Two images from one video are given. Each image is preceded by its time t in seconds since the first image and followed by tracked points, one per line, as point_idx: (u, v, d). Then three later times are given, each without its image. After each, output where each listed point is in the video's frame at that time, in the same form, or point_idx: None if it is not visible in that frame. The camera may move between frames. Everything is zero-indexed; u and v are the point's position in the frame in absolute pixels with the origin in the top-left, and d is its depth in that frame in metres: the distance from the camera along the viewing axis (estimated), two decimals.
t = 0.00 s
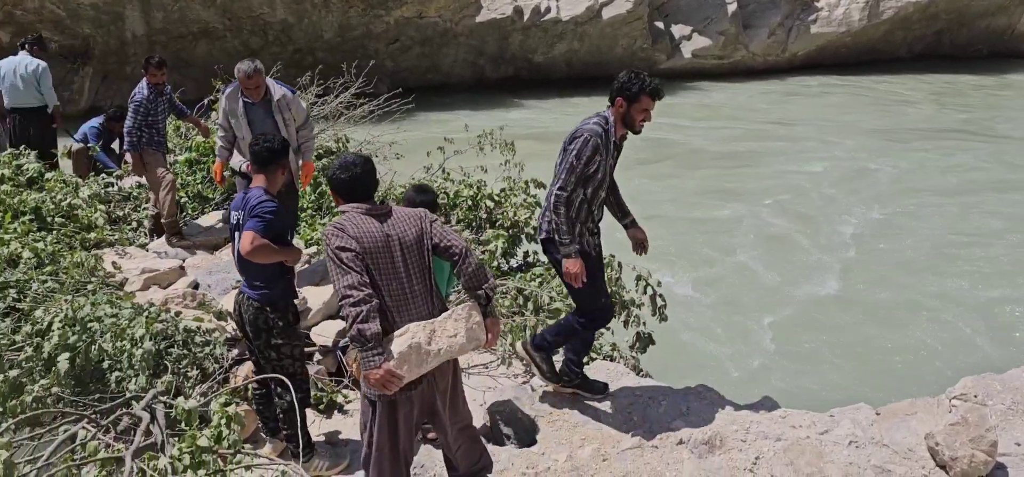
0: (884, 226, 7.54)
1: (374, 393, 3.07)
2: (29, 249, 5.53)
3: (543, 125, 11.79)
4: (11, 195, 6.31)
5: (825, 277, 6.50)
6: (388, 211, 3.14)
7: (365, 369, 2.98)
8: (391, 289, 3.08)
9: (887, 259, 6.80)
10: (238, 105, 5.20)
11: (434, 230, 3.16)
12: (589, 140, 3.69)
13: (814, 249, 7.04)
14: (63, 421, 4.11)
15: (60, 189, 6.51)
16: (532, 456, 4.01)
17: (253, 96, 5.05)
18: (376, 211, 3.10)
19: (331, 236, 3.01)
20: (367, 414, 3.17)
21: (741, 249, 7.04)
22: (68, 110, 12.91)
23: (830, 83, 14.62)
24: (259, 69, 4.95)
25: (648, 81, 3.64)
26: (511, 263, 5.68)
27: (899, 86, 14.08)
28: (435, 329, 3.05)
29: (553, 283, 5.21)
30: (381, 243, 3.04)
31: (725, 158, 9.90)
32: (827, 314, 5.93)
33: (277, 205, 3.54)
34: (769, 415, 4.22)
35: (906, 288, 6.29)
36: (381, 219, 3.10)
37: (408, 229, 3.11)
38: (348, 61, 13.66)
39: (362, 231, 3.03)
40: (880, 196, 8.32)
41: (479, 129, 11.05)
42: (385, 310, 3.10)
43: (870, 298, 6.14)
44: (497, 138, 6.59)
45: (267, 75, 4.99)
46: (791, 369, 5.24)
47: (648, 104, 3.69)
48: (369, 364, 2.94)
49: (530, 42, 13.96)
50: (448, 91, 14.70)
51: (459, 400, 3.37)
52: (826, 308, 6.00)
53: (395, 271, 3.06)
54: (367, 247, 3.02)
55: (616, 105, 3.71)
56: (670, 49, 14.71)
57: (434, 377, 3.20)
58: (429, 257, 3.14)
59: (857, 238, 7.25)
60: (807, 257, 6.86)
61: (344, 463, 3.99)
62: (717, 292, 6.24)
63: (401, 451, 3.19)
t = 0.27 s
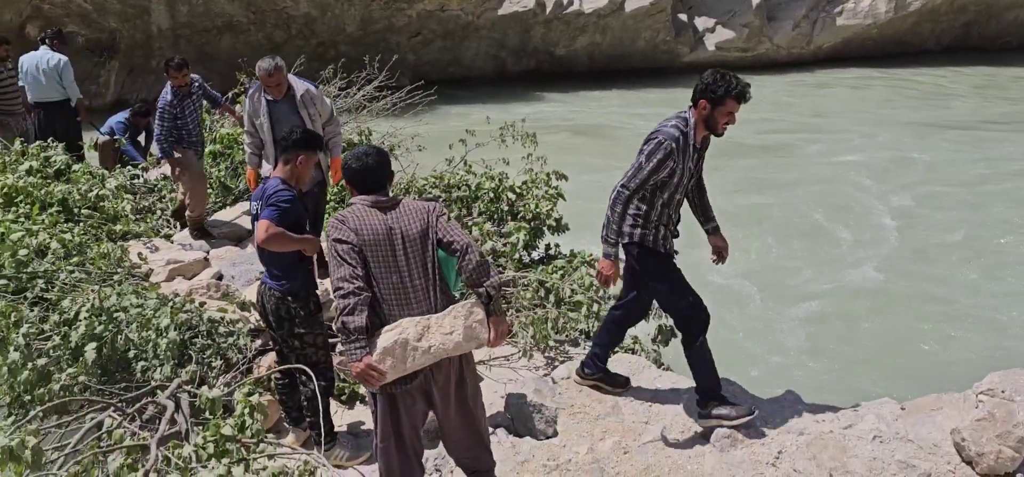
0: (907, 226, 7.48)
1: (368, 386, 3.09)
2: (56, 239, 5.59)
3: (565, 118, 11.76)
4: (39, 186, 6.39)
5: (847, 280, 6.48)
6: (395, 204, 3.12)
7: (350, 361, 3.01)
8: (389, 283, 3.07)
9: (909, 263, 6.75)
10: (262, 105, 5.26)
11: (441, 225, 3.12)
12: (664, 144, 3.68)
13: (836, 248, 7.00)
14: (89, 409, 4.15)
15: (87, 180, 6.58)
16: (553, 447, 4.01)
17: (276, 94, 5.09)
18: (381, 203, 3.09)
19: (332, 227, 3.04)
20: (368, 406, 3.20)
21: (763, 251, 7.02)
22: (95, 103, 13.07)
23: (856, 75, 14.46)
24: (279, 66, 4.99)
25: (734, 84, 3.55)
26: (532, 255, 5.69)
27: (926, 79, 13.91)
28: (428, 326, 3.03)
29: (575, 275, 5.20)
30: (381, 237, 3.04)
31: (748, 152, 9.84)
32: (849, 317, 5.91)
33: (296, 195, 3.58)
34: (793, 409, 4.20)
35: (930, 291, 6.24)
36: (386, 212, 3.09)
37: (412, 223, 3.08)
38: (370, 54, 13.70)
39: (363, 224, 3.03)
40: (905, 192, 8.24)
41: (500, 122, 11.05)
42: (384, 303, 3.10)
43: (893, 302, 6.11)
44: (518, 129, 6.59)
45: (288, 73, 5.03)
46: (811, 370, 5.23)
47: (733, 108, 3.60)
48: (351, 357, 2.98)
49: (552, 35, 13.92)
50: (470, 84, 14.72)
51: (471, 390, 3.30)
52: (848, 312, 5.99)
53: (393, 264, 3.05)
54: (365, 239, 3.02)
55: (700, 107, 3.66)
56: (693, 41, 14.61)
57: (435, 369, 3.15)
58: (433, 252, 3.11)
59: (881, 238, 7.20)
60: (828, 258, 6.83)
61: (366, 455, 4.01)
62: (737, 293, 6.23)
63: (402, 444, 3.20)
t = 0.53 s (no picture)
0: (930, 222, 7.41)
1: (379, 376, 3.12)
2: (79, 232, 5.64)
3: (584, 113, 11.75)
4: (62, 178, 6.46)
5: (867, 276, 6.42)
6: (418, 198, 3.13)
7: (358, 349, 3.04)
8: (404, 276, 3.08)
9: (932, 259, 6.69)
10: (281, 100, 5.29)
11: (461, 223, 3.12)
12: (766, 136, 3.52)
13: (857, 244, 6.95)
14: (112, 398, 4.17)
15: (109, 173, 6.64)
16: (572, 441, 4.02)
17: (293, 87, 5.12)
18: (403, 197, 3.10)
19: (353, 215, 3.07)
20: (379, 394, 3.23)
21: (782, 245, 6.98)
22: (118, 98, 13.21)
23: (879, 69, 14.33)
24: (297, 59, 5.03)
25: (841, 71, 3.40)
26: (551, 249, 5.69)
27: (951, 74, 13.76)
28: (439, 322, 3.03)
29: (593, 270, 5.20)
30: (399, 230, 3.05)
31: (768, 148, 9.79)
32: (869, 314, 5.85)
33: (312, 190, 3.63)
34: (813, 404, 4.19)
35: (952, 290, 6.19)
36: (408, 205, 3.10)
37: (432, 218, 3.09)
38: (390, 48, 13.73)
39: (383, 215, 3.05)
40: (928, 188, 8.16)
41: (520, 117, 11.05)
42: (398, 294, 3.12)
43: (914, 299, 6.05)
44: (537, 123, 6.59)
45: (306, 66, 5.06)
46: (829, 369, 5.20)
47: (839, 96, 3.46)
48: (359, 345, 3.00)
49: (572, 29, 13.89)
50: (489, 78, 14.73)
51: (484, 383, 3.25)
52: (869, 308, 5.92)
53: (408, 257, 3.06)
54: (384, 231, 3.04)
55: (801, 97, 3.51)
56: (714, 36, 14.52)
57: (445, 363, 3.13)
58: (450, 248, 3.10)
59: (902, 235, 7.13)
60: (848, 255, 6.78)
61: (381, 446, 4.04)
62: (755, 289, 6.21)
63: (412, 434, 3.22)
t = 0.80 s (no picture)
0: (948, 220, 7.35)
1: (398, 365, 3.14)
2: (98, 224, 5.68)
3: (600, 109, 11.74)
4: (81, 171, 6.52)
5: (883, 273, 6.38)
6: (447, 191, 3.13)
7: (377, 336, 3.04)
8: (427, 267, 3.09)
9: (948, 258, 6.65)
10: (297, 94, 5.30)
11: (488, 218, 3.12)
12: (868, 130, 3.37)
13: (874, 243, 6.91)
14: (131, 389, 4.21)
15: (128, 166, 6.71)
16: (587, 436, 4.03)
17: (308, 79, 5.11)
18: (433, 188, 3.11)
19: (382, 204, 3.08)
20: (397, 382, 3.24)
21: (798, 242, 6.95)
22: (136, 93, 13.31)
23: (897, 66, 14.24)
24: (311, 51, 5.01)
25: (937, 56, 3.29)
26: (566, 245, 5.71)
27: (970, 71, 13.65)
28: (459, 314, 3.04)
29: (609, 265, 5.21)
30: (427, 221, 3.05)
31: (784, 145, 9.76)
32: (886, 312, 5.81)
33: (336, 191, 3.64)
34: (828, 402, 4.19)
35: (969, 292, 6.15)
36: (437, 197, 3.11)
37: (459, 212, 3.09)
38: (406, 44, 13.76)
39: (411, 206, 3.06)
40: (947, 186, 8.10)
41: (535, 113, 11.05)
42: (420, 285, 3.12)
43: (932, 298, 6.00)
44: (553, 119, 6.60)
45: (320, 58, 5.05)
46: (845, 368, 5.17)
47: (936, 82, 3.33)
48: (378, 332, 3.00)
49: (588, 25, 13.86)
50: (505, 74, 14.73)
51: (502, 377, 3.26)
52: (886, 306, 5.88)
53: (433, 249, 3.07)
54: (410, 221, 3.05)
55: (897, 86, 3.39)
56: (731, 32, 14.45)
57: (463, 355, 3.14)
58: (475, 243, 3.11)
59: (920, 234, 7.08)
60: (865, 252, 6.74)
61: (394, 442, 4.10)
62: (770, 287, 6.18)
63: (429, 424, 3.22)
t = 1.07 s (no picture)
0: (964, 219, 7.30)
1: (422, 351, 3.14)
2: (114, 217, 5.72)
3: (613, 104, 11.73)
4: (96, 164, 6.56)
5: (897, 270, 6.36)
6: (474, 181, 3.15)
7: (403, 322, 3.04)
8: (453, 255, 3.10)
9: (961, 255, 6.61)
10: (309, 95, 5.33)
11: (513, 207, 3.13)
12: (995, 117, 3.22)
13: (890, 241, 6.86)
14: (145, 381, 4.23)
15: (142, 160, 6.75)
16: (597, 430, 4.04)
17: (318, 81, 5.13)
18: (460, 178, 3.12)
19: (409, 193, 3.09)
20: (419, 369, 3.24)
21: (812, 240, 6.91)
22: (151, 86, 13.40)
23: (913, 63, 14.16)
24: (315, 54, 5.02)
25: None
26: (579, 240, 5.72)
27: (986, 68, 13.57)
28: (484, 301, 3.04)
29: (621, 260, 5.20)
30: (453, 210, 3.07)
31: (798, 141, 9.73)
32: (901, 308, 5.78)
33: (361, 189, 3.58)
34: (841, 397, 4.17)
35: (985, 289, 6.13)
36: (463, 186, 3.12)
37: (485, 202, 3.10)
38: (419, 38, 13.78)
39: (438, 195, 3.07)
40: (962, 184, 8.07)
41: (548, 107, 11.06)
42: (446, 273, 3.13)
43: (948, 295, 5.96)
44: (566, 113, 6.60)
45: (325, 59, 5.06)
46: (859, 363, 5.14)
47: None
48: (404, 317, 3.00)
49: (602, 20, 13.82)
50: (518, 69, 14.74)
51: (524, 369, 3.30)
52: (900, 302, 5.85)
53: (459, 237, 3.08)
54: (437, 210, 3.06)
55: None
56: (745, 27, 14.39)
57: (488, 343, 3.15)
58: (501, 231, 3.12)
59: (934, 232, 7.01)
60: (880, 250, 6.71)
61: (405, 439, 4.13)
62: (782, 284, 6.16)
63: (450, 412, 3.22)
